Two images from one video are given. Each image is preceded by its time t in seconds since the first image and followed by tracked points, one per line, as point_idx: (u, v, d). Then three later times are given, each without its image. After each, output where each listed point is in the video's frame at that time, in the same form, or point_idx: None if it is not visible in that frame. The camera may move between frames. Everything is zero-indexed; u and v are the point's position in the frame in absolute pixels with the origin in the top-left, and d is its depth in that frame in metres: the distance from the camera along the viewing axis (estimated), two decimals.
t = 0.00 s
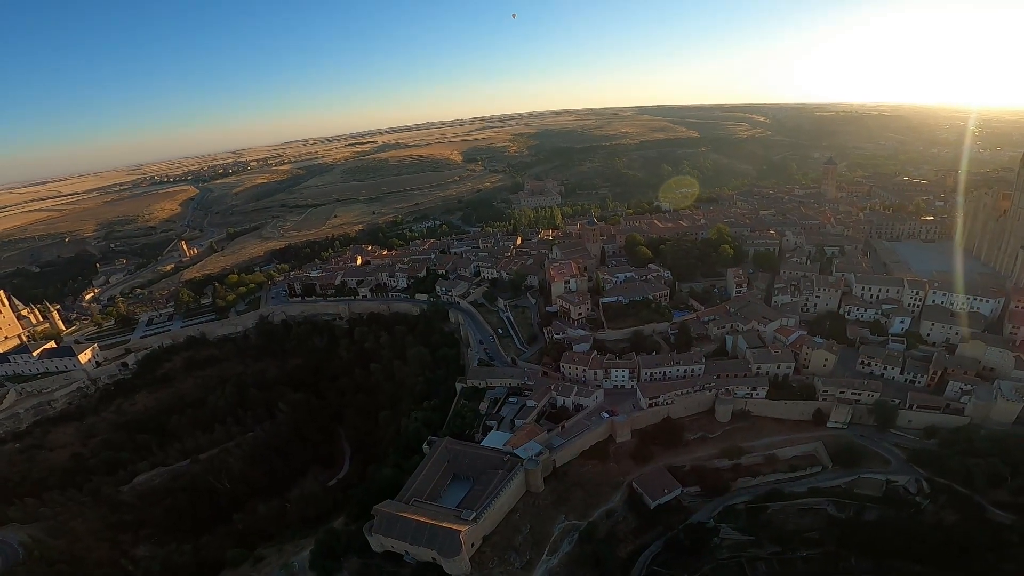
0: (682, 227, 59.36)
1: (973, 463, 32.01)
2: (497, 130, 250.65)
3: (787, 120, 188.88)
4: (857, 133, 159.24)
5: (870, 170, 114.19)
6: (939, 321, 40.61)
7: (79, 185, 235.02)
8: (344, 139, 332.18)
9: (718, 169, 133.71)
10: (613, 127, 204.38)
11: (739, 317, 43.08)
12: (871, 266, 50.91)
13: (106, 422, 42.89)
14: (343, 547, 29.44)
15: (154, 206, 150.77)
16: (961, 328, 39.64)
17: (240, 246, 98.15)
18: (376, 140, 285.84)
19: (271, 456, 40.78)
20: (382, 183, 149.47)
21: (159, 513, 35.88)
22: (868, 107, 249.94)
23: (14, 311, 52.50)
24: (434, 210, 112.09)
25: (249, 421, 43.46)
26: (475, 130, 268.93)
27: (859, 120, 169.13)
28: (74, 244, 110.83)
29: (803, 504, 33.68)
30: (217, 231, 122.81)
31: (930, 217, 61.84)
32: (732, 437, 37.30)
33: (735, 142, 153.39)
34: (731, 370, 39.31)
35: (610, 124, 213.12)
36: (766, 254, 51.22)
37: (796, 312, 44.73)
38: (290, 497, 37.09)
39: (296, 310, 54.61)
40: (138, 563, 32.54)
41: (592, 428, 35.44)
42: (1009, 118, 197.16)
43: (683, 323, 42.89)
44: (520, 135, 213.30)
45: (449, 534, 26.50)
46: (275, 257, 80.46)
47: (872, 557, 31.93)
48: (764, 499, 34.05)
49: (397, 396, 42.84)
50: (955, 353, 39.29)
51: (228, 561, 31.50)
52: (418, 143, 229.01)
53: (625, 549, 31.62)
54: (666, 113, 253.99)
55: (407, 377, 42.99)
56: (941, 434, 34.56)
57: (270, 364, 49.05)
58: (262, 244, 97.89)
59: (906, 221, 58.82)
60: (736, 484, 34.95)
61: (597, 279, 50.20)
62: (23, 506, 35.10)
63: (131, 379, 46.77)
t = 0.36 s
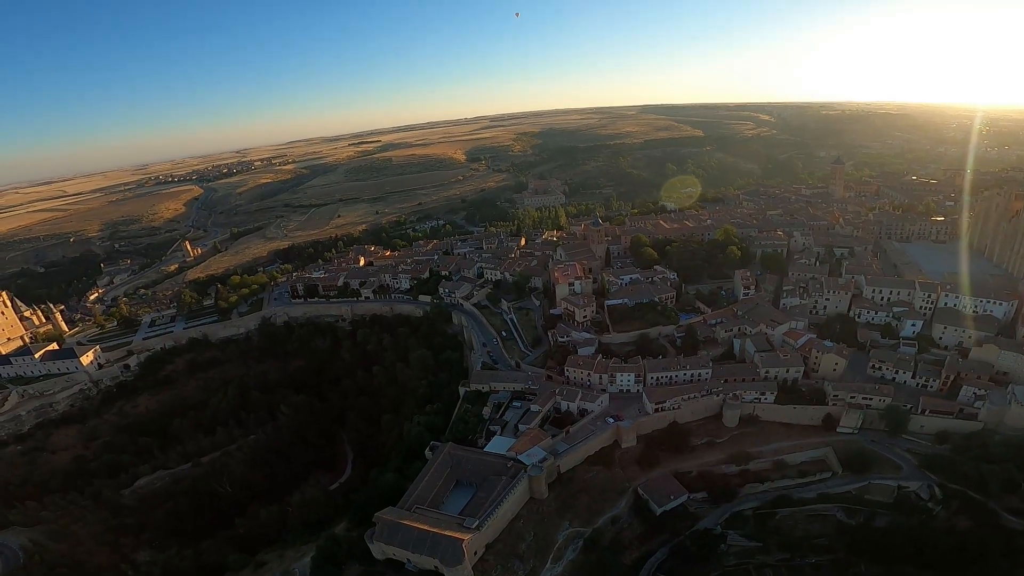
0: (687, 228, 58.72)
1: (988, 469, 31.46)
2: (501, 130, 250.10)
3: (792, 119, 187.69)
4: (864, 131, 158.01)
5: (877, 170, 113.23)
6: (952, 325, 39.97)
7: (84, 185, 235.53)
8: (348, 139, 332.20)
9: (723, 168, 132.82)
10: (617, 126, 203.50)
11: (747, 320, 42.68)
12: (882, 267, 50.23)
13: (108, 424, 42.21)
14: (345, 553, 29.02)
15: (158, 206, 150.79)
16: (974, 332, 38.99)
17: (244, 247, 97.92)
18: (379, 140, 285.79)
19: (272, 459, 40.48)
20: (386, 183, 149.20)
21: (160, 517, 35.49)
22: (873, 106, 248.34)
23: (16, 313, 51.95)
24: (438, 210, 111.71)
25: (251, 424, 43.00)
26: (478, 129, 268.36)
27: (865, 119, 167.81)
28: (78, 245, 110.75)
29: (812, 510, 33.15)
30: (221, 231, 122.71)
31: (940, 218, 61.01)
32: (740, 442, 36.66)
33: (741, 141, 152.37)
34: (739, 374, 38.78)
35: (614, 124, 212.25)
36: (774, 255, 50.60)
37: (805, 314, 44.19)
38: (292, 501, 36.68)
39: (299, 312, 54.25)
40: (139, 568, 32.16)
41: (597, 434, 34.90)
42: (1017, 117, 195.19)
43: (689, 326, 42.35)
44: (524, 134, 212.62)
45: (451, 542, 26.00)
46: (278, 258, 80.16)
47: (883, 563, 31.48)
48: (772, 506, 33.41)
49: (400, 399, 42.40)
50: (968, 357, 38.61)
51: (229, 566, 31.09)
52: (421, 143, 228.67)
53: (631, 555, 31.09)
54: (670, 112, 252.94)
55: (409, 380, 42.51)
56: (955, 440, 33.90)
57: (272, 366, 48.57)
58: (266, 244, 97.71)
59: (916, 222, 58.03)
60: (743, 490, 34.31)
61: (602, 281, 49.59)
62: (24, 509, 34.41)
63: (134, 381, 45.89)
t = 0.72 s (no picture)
0: (692, 228, 58.14)
1: (999, 476, 30.97)
2: (503, 128, 249.37)
3: (795, 117, 186.65)
4: (869, 130, 156.82)
5: (883, 169, 112.27)
6: (962, 328, 39.50)
7: (87, 185, 235.67)
8: (350, 138, 331.94)
9: (727, 167, 132.05)
10: (620, 125, 202.72)
11: (753, 323, 42.30)
12: (890, 269, 49.69)
13: (108, 426, 41.81)
14: (346, 561, 28.63)
15: (161, 206, 150.69)
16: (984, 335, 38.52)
17: (245, 247, 97.68)
18: (381, 139, 285.58)
19: (273, 463, 40.08)
20: (388, 182, 148.85)
21: (160, 521, 35.14)
22: (876, 104, 247.18)
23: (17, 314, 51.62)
24: (440, 209, 111.29)
25: (252, 427, 42.55)
26: (480, 128, 267.76)
27: (870, 117, 166.62)
28: (80, 245, 110.65)
29: (819, 516, 32.57)
30: (223, 231, 122.66)
31: (948, 218, 60.29)
32: (746, 447, 36.09)
33: (745, 140, 151.44)
34: (746, 378, 38.30)
35: (616, 122, 211.37)
36: (780, 257, 50.32)
37: (812, 317, 43.90)
38: (292, 506, 36.33)
39: (299, 313, 53.81)
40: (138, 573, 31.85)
41: (600, 439, 34.44)
42: None
43: (694, 329, 41.99)
44: (527, 133, 211.99)
45: (452, 551, 25.63)
46: (280, 258, 79.86)
47: (890, 569, 31.56)
48: (778, 512, 32.85)
49: (401, 403, 42.05)
50: (978, 361, 38.08)
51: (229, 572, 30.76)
52: (423, 142, 228.36)
53: (635, 563, 30.72)
54: (673, 111, 251.88)
55: (411, 383, 42.09)
56: (965, 446, 33.20)
57: (273, 369, 48.18)
58: (268, 244, 97.49)
59: (924, 223, 57.32)
60: (749, 496, 33.65)
61: (605, 283, 49.07)
62: (23, 513, 34.01)
63: (134, 383, 45.34)
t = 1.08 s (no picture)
0: (695, 229, 57.61)
1: (1006, 483, 30.63)
2: (505, 125, 248.42)
3: (799, 116, 185.58)
4: (874, 128, 155.68)
5: (888, 168, 111.39)
6: (969, 332, 39.01)
7: (88, 180, 235.40)
8: (351, 134, 331.19)
9: (730, 165, 131.27)
10: (623, 122, 201.77)
11: (757, 327, 41.99)
12: (896, 271, 49.17)
13: (107, 426, 41.49)
14: (343, 566, 28.27)
15: (162, 202, 150.26)
16: (992, 340, 38.03)
17: (246, 244, 97.24)
18: (383, 135, 284.78)
19: (271, 464, 39.70)
20: (390, 179, 148.32)
21: (157, 523, 34.80)
22: (881, 103, 245.67)
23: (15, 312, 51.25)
24: (441, 206, 110.77)
25: (251, 427, 42.15)
26: (483, 124, 266.84)
27: (875, 116, 165.52)
28: (81, 241, 110.31)
29: (822, 522, 32.08)
30: (224, 227, 122.29)
31: (955, 220, 59.67)
32: (749, 452, 35.65)
33: (748, 138, 150.44)
34: (749, 383, 37.94)
35: (619, 120, 210.39)
36: (785, 259, 49.90)
37: (817, 320, 43.55)
38: (290, 508, 35.97)
39: (299, 312, 53.41)
40: None
41: (602, 444, 34.07)
42: None
43: (698, 332, 41.65)
44: (529, 130, 211.08)
45: (451, 559, 25.27)
46: (281, 255, 79.44)
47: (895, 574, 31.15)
48: (781, 518, 32.42)
49: (401, 405, 41.72)
50: (985, 366, 37.63)
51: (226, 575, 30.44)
52: (425, 139, 227.62)
53: (636, 569, 30.29)
54: (676, 108, 250.67)
55: (411, 385, 41.75)
56: (971, 452, 32.88)
57: (273, 368, 47.82)
58: (269, 241, 97.09)
59: (930, 224, 56.69)
60: (751, 501, 33.17)
61: (608, 284, 48.61)
62: (19, 513, 33.62)
63: (132, 383, 44.94)
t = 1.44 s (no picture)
0: (706, 234, 56.88)
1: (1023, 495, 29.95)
2: (513, 126, 248.10)
3: (810, 118, 183.67)
4: (887, 130, 153.57)
5: (902, 172, 109.70)
6: (987, 342, 38.06)
7: (101, 180, 237.99)
8: (360, 135, 332.25)
9: (740, 168, 130.06)
10: (632, 124, 200.69)
11: (769, 336, 41.49)
12: (912, 279, 48.18)
13: (113, 428, 41.48)
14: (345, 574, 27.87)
15: (172, 202, 151.43)
16: (1011, 351, 37.08)
17: (255, 244, 97.66)
18: (392, 136, 285.77)
19: (275, 469, 39.48)
20: (398, 180, 148.47)
21: (161, 527, 34.62)
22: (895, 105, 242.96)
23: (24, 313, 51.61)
24: (449, 208, 110.59)
25: (256, 431, 42.06)
26: (491, 125, 266.54)
27: (888, 118, 163.38)
28: (92, 241, 111.30)
29: (833, 533, 31.55)
30: (233, 228, 122.96)
31: (972, 226, 58.45)
32: (759, 462, 34.94)
33: (759, 141, 149.00)
34: (761, 393, 37.11)
35: (628, 121, 209.29)
36: (798, 265, 49.13)
37: (830, 329, 42.76)
38: (293, 514, 35.70)
39: (305, 315, 53.18)
40: None
41: (609, 454, 33.50)
42: None
43: (708, 340, 41.07)
44: (537, 131, 210.52)
45: (454, 571, 24.83)
46: (289, 257, 79.60)
47: None
48: (791, 529, 31.90)
49: (407, 411, 41.43)
50: (1004, 377, 36.66)
51: None
52: (433, 140, 227.98)
53: None
54: (685, 110, 248.96)
55: (416, 390, 41.41)
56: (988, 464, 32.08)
57: (279, 372, 47.67)
58: (277, 242, 97.45)
59: (947, 230, 55.54)
60: (761, 512, 32.72)
61: (616, 290, 48.03)
62: (23, 515, 33.62)
63: (139, 385, 44.88)
